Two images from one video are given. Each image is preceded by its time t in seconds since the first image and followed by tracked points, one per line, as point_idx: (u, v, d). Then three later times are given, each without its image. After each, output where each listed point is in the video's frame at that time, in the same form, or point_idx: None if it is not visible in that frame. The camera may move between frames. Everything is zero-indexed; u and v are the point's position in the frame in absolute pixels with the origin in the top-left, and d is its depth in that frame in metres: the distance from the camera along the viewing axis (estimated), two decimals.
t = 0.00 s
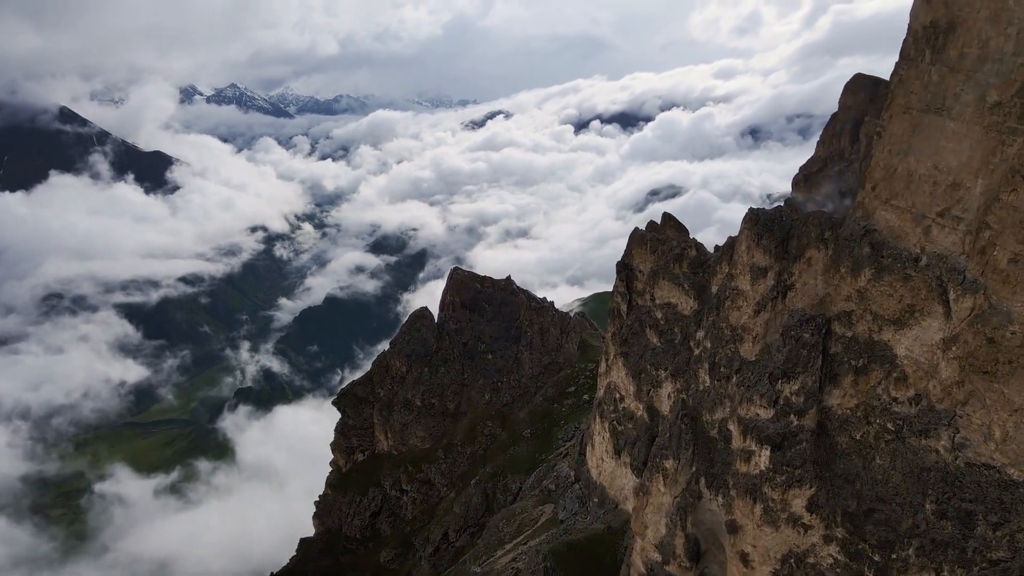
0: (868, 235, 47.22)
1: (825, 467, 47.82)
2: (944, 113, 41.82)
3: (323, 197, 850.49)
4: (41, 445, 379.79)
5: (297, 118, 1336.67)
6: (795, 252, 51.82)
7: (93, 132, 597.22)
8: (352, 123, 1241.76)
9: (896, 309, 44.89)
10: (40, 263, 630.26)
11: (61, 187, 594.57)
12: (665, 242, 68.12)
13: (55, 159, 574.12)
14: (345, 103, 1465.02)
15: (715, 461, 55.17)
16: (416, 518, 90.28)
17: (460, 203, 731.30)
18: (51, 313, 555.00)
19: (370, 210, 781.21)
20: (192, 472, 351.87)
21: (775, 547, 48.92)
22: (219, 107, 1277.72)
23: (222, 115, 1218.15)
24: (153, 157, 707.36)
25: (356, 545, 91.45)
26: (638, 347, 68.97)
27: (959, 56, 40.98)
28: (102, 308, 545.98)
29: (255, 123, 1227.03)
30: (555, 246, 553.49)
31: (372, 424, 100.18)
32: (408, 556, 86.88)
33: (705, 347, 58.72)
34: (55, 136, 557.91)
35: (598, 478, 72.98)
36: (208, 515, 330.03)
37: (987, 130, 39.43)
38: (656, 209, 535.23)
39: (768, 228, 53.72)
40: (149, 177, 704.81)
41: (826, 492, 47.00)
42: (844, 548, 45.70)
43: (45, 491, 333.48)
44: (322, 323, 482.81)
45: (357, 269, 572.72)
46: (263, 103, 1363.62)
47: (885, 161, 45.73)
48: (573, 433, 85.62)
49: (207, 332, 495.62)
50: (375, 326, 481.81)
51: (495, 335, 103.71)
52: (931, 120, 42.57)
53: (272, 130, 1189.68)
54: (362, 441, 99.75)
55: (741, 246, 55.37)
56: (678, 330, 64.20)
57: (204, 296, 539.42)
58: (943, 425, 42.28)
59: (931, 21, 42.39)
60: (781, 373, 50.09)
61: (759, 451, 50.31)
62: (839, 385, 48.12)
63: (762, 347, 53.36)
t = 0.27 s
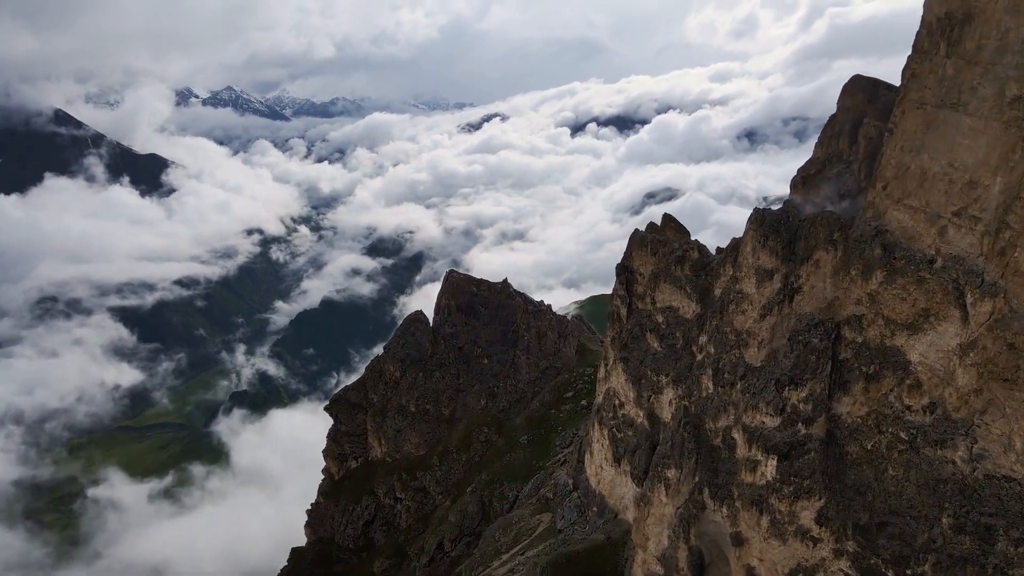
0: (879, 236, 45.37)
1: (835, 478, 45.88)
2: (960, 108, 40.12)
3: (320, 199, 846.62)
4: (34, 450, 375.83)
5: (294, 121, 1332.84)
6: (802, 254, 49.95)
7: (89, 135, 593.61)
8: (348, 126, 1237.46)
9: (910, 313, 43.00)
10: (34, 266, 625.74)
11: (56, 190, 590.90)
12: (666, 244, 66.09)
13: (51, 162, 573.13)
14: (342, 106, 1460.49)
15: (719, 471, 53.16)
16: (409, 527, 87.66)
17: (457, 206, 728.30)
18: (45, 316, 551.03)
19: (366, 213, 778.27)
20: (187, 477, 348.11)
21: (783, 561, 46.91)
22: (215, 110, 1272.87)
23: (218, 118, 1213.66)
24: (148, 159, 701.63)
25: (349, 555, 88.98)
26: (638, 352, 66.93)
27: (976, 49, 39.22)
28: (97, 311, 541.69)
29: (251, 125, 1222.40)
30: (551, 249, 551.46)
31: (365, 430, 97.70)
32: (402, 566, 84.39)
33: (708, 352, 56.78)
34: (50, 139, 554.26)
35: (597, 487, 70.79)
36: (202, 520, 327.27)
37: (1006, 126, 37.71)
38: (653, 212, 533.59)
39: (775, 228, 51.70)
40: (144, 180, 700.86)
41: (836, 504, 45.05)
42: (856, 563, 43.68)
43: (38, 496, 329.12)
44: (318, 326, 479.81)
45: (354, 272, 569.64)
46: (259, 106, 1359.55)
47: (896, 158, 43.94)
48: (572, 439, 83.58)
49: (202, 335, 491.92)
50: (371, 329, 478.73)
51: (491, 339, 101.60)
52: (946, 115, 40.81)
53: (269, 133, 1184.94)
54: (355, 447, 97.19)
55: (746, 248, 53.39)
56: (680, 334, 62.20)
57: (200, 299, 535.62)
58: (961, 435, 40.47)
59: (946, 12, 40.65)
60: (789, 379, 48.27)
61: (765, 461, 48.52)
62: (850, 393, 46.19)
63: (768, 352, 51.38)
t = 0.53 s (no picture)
0: (891, 237, 43.68)
1: (846, 488, 44.21)
2: (977, 103, 38.67)
3: (317, 201, 843.34)
4: (29, 453, 372.24)
5: (291, 122, 1329.20)
6: (810, 256, 48.18)
7: (86, 136, 590.40)
8: (346, 127, 1234.07)
9: (924, 316, 41.34)
10: (30, 268, 621.63)
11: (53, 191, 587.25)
12: (668, 244, 64.25)
13: (49, 163, 571.02)
14: (340, 108, 1456.80)
15: (724, 479, 51.43)
16: (405, 534, 85.50)
17: (454, 207, 725.51)
18: (41, 318, 547.22)
19: (364, 215, 775.90)
20: (183, 479, 343.71)
21: (792, 574, 45.25)
22: (212, 111, 1268.50)
23: (216, 120, 1209.62)
24: (146, 160, 697.59)
25: (343, 563, 86.64)
26: (639, 356, 65.12)
27: (994, 41, 37.78)
28: (93, 313, 537.77)
29: (249, 126, 1218.41)
30: (549, 250, 550.06)
31: (361, 434, 95.39)
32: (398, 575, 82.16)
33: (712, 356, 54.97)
34: (47, 140, 550.90)
35: (597, 494, 68.86)
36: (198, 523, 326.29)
37: None
38: (651, 214, 532.75)
39: (782, 227, 49.86)
40: (142, 181, 697.27)
41: (847, 514, 43.47)
42: None
43: (34, 499, 324.03)
44: (316, 328, 477.63)
45: (351, 274, 567.06)
46: (257, 107, 1355.55)
47: (909, 155, 42.26)
48: (571, 444, 81.87)
49: (199, 337, 488.99)
50: (368, 331, 476.69)
51: (489, 342, 99.71)
52: (962, 111, 39.33)
53: (267, 134, 1180.56)
54: (350, 452, 94.71)
55: (752, 248, 51.55)
56: (682, 338, 60.48)
57: (197, 300, 532.64)
58: (979, 444, 38.96)
59: (962, 3, 39.10)
60: (797, 386, 46.58)
61: (772, 469, 46.78)
62: (860, 399, 44.54)
63: (774, 356, 49.74)
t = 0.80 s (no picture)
0: (908, 236, 41.64)
1: (860, 500, 42.42)
2: (1001, 96, 36.75)
3: (316, 201, 839.90)
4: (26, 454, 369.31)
5: (290, 121, 1324.89)
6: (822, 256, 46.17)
7: (84, 136, 586.93)
8: (345, 127, 1229.27)
9: (944, 320, 39.34)
10: (27, 268, 618.29)
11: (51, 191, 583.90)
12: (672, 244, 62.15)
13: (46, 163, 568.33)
14: (339, 107, 1451.31)
15: (732, 488, 49.47)
16: (402, 541, 83.23)
17: (453, 207, 721.82)
18: (39, 319, 544.13)
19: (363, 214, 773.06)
20: (180, 480, 339.74)
21: None
22: (211, 111, 1264.51)
23: (215, 120, 1205.56)
24: (145, 160, 693.42)
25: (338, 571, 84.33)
26: (643, 360, 62.92)
27: (1019, 29, 35.83)
28: (91, 313, 534.69)
29: (248, 126, 1213.50)
30: (548, 250, 547.69)
31: (357, 438, 93.12)
32: None
33: (718, 360, 53.00)
34: (45, 140, 547.52)
35: (599, 502, 66.74)
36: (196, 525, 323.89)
37: None
38: (650, 214, 530.61)
39: (792, 226, 47.80)
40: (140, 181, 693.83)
41: (862, 527, 41.65)
42: None
43: (30, 500, 320.13)
44: (315, 328, 475.32)
45: (350, 274, 564.39)
46: (256, 107, 1351.45)
47: (928, 151, 40.24)
48: (572, 449, 79.98)
49: (197, 337, 486.49)
50: (367, 331, 474.42)
51: (488, 344, 97.59)
52: (986, 103, 37.36)
53: (265, 133, 1176.01)
54: (345, 457, 92.27)
55: (761, 249, 49.50)
56: (687, 341, 58.43)
57: (195, 300, 529.99)
58: (1003, 454, 37.16)
59: None
60: (809, 392, 44.59)
61: (783, 479, 44.87)
62: (876, 407, 42.63)
63: (786, 361, 47.75)
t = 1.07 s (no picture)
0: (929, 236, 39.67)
1: (877, 513, 40.49)
2: None
3: (316, 201, 837.27)
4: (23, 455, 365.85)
5: (290, 121, 1320.85)
6: (836, 257, 44.17)
7: (83, 136, 583.13)
8: (345, 126, 1226.01)
9: (967, 325, 37.36)
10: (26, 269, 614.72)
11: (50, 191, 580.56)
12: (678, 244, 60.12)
13: (45, 162, 565.82)
14: (339, 107, 1448.21)
15: (740, 499, 47.50)
16: (399, 549, 80.95)
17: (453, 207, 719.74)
18: (37, 319, 540.68)
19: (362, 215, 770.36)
20: (179, 481, 341.97)
21: None
22: (211, 111, 1260.37)
23: (215, 120, 1201.76)
24: (144, 159, 690.60)
25: None
26: (647, 364, 60.89)
27: None
28: (89, 314, 531.90)
29: (248, 126, 1210.34)
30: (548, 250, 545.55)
31: (353, 443, 90.75)
32: None
33: (727, 366, 50.97)
34: (43, 139, 543.88)
35: (601, 511, 64.61)
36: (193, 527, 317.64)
37: None
38: (650, 214, 528.44)
39: (804, 226, 45.79)
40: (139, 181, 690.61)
41: (879, 542, 39.69)
42: None
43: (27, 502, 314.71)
44: (315, 328, 473.30)
45: (350, 274, 561.96)
46: (255, 107, 1347.58)
47: (950, 145, 38.39)
48: (573, 455, 77.97)
49: (196, 338, 483.95)
50: (367, 331, 472.47)
51: (488, 346, 95.48)
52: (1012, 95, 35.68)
53: (265, 134, 1172.82)
54: (341, 462, 89.80)
55: (772, 249, 47.44)
56: (693, 345, 56.47)
57: (194, 300, 527.50)
58: None
59: None
60: (822, 399, 42.58)
61: (795, 490, 42.90)
62: (894, 415, 40.66)
63: (798, 366, 45.76)
